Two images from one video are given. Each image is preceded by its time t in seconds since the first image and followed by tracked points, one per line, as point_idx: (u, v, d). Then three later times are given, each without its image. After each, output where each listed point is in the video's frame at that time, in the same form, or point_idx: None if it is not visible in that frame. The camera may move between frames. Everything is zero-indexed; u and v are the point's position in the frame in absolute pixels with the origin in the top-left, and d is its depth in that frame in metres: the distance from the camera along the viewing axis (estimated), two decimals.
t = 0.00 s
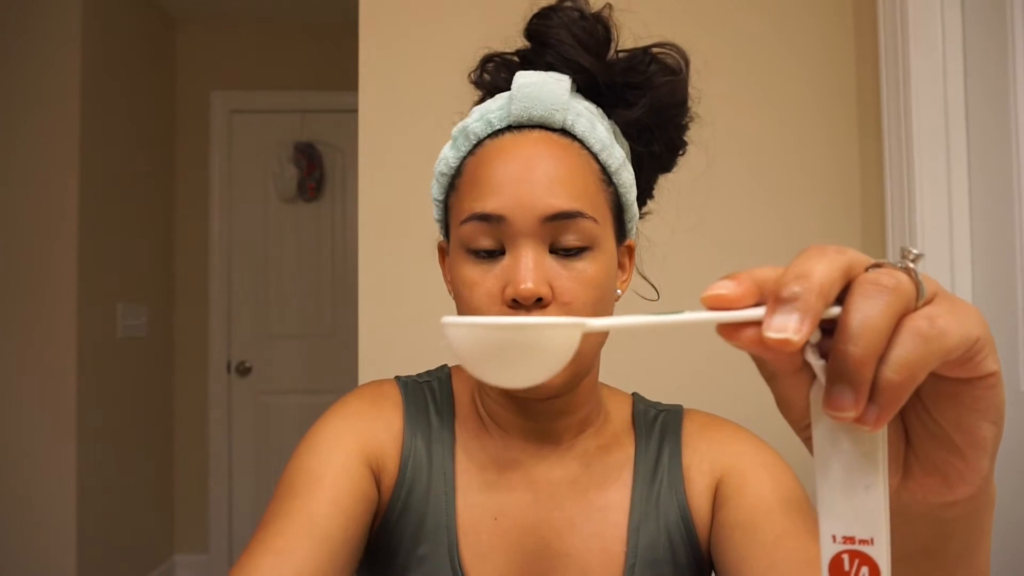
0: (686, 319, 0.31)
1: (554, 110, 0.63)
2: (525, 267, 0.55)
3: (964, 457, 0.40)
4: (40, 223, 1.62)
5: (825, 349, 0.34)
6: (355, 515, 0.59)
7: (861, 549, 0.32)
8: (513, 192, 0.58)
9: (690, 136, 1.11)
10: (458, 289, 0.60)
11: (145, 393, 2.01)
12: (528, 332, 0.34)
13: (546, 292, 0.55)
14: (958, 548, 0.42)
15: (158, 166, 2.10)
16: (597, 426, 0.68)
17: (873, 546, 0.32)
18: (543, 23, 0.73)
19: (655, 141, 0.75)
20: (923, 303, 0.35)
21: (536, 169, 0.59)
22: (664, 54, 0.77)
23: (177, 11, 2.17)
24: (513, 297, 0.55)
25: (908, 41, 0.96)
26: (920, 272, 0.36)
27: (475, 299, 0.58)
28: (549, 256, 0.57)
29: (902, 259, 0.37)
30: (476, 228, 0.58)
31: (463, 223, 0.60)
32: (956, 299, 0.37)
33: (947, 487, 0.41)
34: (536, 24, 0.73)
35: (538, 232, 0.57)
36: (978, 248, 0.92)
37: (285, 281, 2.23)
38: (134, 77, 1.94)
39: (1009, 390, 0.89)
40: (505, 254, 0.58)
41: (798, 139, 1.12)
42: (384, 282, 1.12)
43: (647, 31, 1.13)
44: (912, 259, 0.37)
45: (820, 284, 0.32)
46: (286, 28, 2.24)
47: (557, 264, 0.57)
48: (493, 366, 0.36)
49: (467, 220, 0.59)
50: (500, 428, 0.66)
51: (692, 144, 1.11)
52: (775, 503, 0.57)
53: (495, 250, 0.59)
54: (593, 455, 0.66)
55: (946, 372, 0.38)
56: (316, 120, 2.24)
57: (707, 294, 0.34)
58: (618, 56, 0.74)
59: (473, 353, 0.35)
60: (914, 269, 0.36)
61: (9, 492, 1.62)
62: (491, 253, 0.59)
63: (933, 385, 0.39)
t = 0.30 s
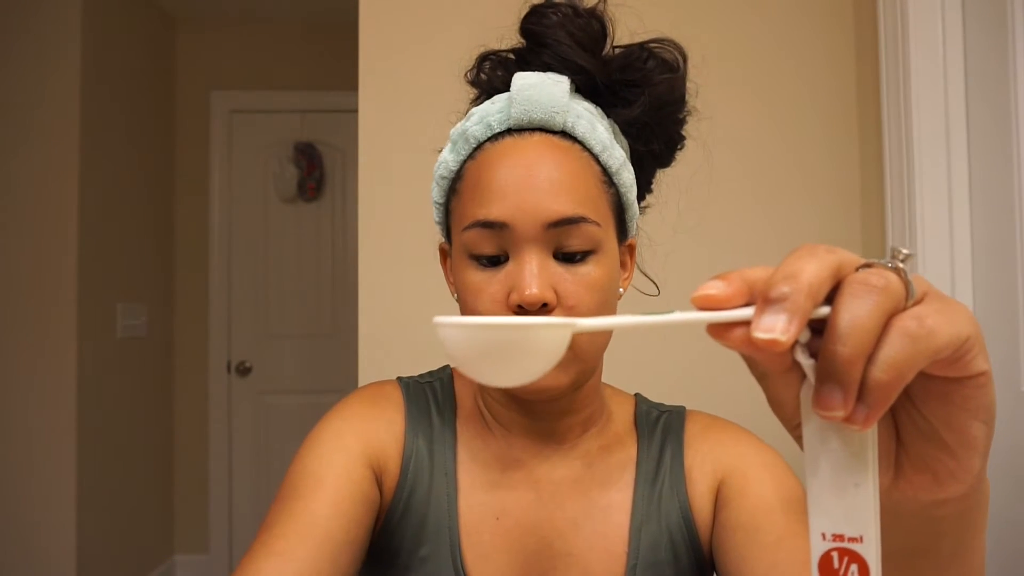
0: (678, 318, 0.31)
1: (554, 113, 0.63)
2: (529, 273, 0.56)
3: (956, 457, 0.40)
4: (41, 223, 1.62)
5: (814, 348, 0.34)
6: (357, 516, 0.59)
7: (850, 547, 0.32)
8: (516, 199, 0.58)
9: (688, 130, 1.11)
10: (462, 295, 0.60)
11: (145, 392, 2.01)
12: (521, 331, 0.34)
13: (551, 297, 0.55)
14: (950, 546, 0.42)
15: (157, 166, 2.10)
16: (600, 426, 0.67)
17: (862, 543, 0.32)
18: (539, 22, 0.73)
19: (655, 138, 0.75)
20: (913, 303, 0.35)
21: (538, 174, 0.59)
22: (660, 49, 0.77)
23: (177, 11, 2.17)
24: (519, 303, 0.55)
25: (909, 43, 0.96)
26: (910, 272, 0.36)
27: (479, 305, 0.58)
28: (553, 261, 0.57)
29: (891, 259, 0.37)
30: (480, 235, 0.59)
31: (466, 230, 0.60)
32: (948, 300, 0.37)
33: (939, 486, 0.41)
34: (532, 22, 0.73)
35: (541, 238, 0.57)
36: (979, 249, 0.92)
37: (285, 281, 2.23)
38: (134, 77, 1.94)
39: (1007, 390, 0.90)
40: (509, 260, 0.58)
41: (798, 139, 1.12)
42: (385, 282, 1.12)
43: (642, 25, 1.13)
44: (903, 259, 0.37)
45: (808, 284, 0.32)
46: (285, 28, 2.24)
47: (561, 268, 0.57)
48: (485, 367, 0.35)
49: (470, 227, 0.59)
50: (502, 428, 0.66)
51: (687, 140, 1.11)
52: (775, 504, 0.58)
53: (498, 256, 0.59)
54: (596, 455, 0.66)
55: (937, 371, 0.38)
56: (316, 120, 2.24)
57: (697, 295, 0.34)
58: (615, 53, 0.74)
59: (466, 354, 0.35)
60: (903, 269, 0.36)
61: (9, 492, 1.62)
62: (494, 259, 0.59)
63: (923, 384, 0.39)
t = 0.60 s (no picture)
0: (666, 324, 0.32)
1: (553, 112, 0.64)
2: (528, 269, 0.56)
3: (939, 455, 0.40)
4: (41, 223, 1.63)
5: (800, 350, 0.35)
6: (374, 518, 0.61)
7: (839, 547, 0.32)
8: (514, 196, 0.58)
9: (688, 130, 1.11)
10: (462, 292, 0.61)
11: (145, 392, 2.02)
12: (508, 340, 0.34)
13: (551, 292, 0.56)
14: (935, 542, 0.43)
15: (157, 166, 2.10)
16: (600, 422, 0.68)
17: (850, 544, 0.32)
18: (538, 24, 0.74)
19: (654, 138, 0.76)
20: (895, 304, 0.35)
21: (537, 172, 0.59)
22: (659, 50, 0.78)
23: (177, 11, 2.17)
24: (518, 298, 0.55)
25: (908, 44, 0.96)
26: (891, 274, 0.36)
27: (480, 300, 0.58)
28: (552, 257, 0.58)
29: (873, 261, 0.37)
30: (480, 231, 0.59)
31: (466, 228, 0.60)
32: (929, 299, 0.37)
33: (923, 484, 0.41)
34: (531, 24, 0.74)
35: (540, 234, 0.57)
36: (978, 249, 0.93)
37: (285, 280, 2.23)
38: (134, 77, 1.95)
39: (1004, 389, 0.90)
40: (509, 257, 0.58)
41: (798, 138, 1.12)
42: (385, 281, 1.12)
43: (641, 26, 1.14)
44: (883, 261, 0.37)
45: (792, 287, 0.32)
46: (285, 28, 2.25)
47: (560, 264, 0.58)
48: (473, 376, 0.35)
49: (470, 224, 0.60)
50: (504, 423, 0.67)
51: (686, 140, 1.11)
52: (776, 504, 0.59)
53: (498, 252, 0.59)
54: (596, 452, 0.66)
55: (917, 371, 0.38)
56: (316, 120, 2.24)
57: (681, 300, 0.35)
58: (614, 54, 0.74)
59: (453, 364, 0.35)
60: (884, 270, 0.36)
61: (9, 492, 1.63)
62: (494, 256, 0.59)
63: (905, 384, 0.39)
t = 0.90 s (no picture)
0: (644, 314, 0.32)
1: (544, 117, 0.64)
2: (522, 268, 0.56)
3: (919, 448, 0.41)
4: (42, 224, 1.63)
5: (778, 345, 0.35)
6: (380, 525, 0.62)
7: (812, 537, 0.33)
8: (508, 198, 0.59)
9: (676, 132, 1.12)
10: (460, 292, 0.61)
11: (145, 392, 2.02)
12: (489, 325, 0.34)
13: (545, 290, 0.56)
14: (919, 536, 0.43)
15: (157, 166, 2.11)
16: (597, 422, 0.67)
17: (824, 534, 0.33)
18: (527, 33, 0.74)
19: (642, 141, 0.76)
20: (874, 300, 0.36)
21: (529, 173, 0.60)
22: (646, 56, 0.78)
23: (177, 11, 2.18)
24: (513, 296, 0.56)
25: (908, 44, 0.96)
26: (872, 271, 0.36)
27: (475, 300, 0.59)
28: (546, 256, 0.58)
29: (853, 258, 0.37)
30: (475, 232, 0.59)
31: (462, 229, 0.61)
32: (909, 297, 0.37)
33: (905, 479, 0.42)
34: (520, 34, 0.74)
35: (534, 234, 0.58)
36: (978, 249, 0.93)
37: (285, 280, 2.24)
38: (135, 79, 1.95)
39: (1003, 387, 0.91)
40: (503, 257, 0.58)
41: (796, 139, 1.13)
42: (384, 280, 1.12)
43: (626, 33, 1.14)
44: (864, 258, 0.37)
45: (769, 283, 0.33)
46: (284, 28, 2.25)
47: (553, 262, 0.58)
48: (454, 362, 0.35)
49: (465, 226, 0.60)
50: (504, 421, 0.67)
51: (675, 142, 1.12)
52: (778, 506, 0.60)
53: (493, 253, 0.59)
54: (595, 450, 0.66)
55: (894, 366, 0.38)
56: (316, 120, 2.24)
57: (661, 291, 0.35)
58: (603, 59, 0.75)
59: (434, 351, 0.35)
60: (864, 265, 0.36)
61: (9, 492, 1.63)
62: (489, 256, 0.60)
63: (884, 378, 0.40)
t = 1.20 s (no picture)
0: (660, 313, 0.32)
1: (550, 116, 0.64)
2: (528, 268, 0.57)
3: (936, 451, 0.40)
4: (42, 224, 1.63)
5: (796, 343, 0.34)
6: (379, 516, 0.63)
7: (830, 539, 0.32)
8: (514, 197, 0.59)
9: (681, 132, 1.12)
10: (464, 293, 0.61)
11: (145, 392, 2.02)
12: (505, 324, 0.34)
13: (550, 291, 0.56)
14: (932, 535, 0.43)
15: (157, 166, 2.11)
16: (601, 422, 0.68)
17: (842, 536, 0.32)
18: (533, 32, 0.75)
19: (647, 140, 0.76)
20: (893, 300, 0.35)
21: (534, 173, 0.60)
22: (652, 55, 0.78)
23: (177, 12, 2.18)
24: (518, 297, 0.56)
25: (908, 44, 0.96)
26: (890, 269, 0.36)
27: (479, 300, 0.59)
28: (551, 257, 0.58)
29: (872, 257, 0.37)
30: (479, 232, 0.60)
31: (466, 229, 0.61)
32: (925, 296, 0.37)
33: (920, 479, 0.41)
34: (526, 32, 0.75)
35: (539, 234, 0.58)
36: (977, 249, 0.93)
37: (286, 280, 2.24)
38: (135, 79, 1.95)
39: (1002, 387, 0.91)
40: (508, 257, 0.59)
41: (798, 138, 1.13)
42: (385, 281, 1.13)
43: (633, 31, 1.14)
44: (882, 257, 0.37)
45: (788, 281, 0.32)
46: (284, 29, 2.25)
47: (558, 263, 0.58)
48: (471, 358, 0.35)
49: (470, 226, 0.60)
50: (507, 420, 0.67)
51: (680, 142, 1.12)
52: (779, 506, 0.60)
53: (498, 253, 0.60)
54: (597, 450, 0.66)
55: (913, 367, 0.38)
56: (316, 120, 2.25)
57: (678, 292, 0.35)
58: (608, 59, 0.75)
59: (453, 349, 0.35)
60: (881, 265, 0.36)
61: (9, 492, 1.63)
62: (494, 257, 0.60)
63: (902, 379, 0.39)
